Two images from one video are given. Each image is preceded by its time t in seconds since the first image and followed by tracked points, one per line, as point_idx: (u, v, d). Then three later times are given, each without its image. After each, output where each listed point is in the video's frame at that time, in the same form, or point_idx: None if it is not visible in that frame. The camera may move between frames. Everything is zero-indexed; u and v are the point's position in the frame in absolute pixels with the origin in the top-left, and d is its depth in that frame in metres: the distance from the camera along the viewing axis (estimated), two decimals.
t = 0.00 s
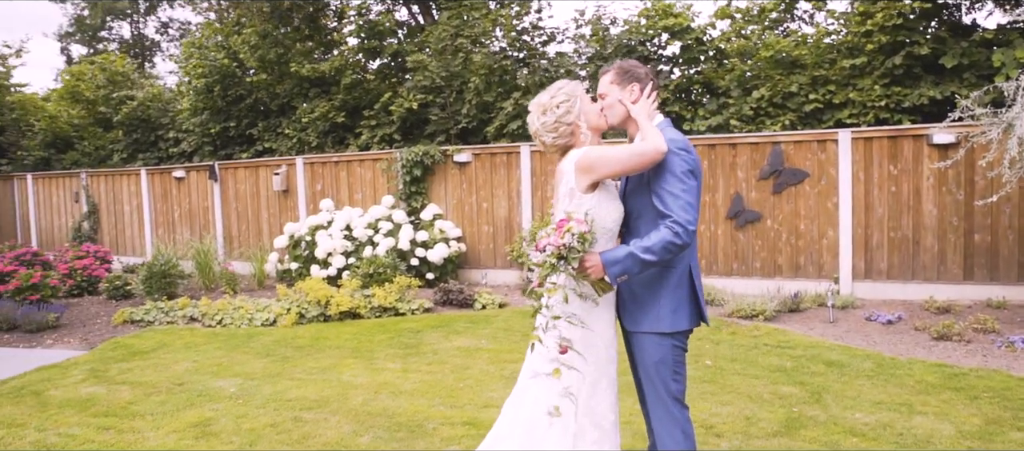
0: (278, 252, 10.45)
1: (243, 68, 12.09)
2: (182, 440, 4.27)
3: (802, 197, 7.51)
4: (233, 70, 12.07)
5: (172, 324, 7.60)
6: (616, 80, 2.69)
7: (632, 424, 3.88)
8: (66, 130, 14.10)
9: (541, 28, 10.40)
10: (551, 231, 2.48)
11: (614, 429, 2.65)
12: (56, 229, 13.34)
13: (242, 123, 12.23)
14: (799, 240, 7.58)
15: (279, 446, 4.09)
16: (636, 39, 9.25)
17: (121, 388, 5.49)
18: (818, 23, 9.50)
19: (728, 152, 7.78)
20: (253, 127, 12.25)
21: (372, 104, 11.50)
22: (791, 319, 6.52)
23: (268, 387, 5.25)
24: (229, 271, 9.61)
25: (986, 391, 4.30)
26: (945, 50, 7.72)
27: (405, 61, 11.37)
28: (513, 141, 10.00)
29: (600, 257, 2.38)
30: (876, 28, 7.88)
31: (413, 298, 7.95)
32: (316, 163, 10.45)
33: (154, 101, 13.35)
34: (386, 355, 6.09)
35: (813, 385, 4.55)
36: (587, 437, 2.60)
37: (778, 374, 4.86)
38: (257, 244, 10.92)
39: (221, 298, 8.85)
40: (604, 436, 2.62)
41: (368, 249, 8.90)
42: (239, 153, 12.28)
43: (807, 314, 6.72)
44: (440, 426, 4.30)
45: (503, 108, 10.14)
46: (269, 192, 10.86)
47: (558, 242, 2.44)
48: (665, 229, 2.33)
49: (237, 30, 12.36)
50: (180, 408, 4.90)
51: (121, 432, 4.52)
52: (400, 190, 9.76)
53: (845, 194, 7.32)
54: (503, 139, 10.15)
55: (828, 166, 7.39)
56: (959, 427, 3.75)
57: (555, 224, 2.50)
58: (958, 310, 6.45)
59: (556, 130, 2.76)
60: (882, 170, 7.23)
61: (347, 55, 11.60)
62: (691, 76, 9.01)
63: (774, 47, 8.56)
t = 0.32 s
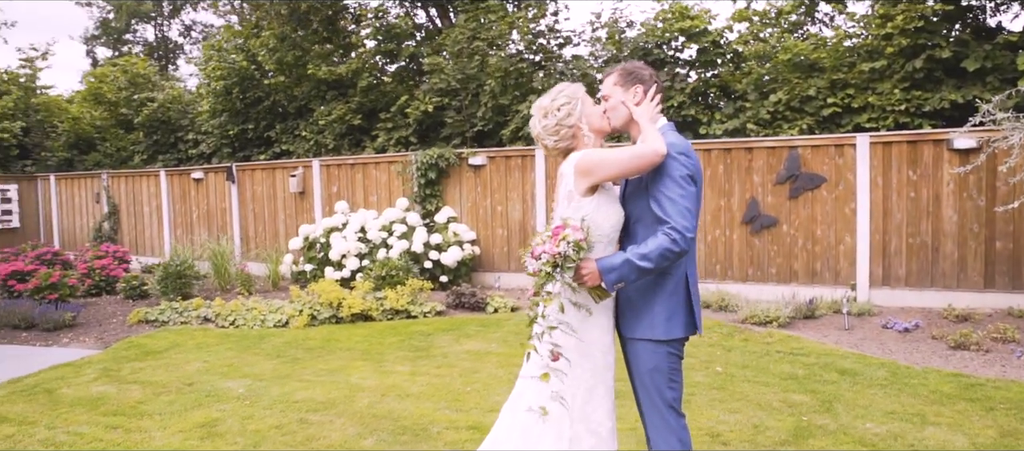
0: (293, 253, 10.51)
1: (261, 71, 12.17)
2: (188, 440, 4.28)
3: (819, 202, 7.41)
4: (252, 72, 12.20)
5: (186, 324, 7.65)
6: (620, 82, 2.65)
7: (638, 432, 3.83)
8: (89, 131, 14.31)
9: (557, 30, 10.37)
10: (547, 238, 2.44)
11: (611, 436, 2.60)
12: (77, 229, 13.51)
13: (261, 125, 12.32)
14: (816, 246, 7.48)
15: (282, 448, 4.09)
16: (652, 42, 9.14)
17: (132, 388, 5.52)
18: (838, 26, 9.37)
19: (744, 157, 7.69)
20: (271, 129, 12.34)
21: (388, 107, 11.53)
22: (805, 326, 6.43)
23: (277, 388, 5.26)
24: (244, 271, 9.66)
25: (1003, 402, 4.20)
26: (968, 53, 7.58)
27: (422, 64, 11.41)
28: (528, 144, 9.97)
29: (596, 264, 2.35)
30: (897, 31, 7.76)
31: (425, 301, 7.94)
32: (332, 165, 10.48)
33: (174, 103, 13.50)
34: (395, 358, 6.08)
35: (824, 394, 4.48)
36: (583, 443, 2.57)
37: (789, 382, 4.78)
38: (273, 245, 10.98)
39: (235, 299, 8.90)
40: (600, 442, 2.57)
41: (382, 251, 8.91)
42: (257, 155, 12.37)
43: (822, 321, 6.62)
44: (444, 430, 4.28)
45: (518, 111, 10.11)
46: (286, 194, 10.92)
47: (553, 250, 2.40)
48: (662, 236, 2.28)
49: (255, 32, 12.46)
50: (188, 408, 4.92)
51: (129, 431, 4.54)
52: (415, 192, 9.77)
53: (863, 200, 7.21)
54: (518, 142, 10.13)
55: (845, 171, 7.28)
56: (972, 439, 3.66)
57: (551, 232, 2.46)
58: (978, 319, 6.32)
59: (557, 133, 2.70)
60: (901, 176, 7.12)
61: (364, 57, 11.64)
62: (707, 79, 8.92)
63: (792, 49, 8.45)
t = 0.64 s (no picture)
0: (307, 254, 10.55)
1: (278, 72, 12.25)
2: (193, 439, 4.29)
3: (835, 206, 7.31)
4: (269, 74, 12.28)
5: (199, 324, 7.70)
6: (620, 82, 2.60)
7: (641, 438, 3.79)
8: (109, 132, 14.51)
9: (573, 33, 10.34)
10: (540, 240, 2.41)
11: (607, 442, 2.56)
12: (97, 228, 13.66)
13: (277, 126, 12.38)
14: (831, 251, 7.37)
15: (285, 448, 4.08)
16: (667, 44, 9.05)
17: (141, 386, 5.56)
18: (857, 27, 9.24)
19: (759, 160, 7.61)
20: (288, 130, 12.41)
21: (403, 108, 11.56)
22: (819, 332, 6.33)
23: (284, 388, 5.26)
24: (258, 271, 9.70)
25: (1018, 412, 4.10)
26: (989, 55, 7.44)
27: (437, 66, 11.42)
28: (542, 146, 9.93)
29: (591, 267, 2.31)
30: (916, 33, 7.64)
31: (437, 303, 7.93)
32: (347, 166, 10.51)
33: (192, 104, 13.64)
34: (404, 360, 6.07)
35: (834, 401, 4.40)
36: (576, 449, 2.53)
37: (799, 388, 4.70)
38: (288, 246, 11.03)
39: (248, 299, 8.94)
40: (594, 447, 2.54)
41: (395, 253, 8.91)
42: (274, 156, 12.44)
43: (836, 327, 6.52)
44: (447, 433, 4.25)
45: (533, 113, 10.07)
46: (301, 195, 10.97)
47: (547, 252, 2.36)
48: (658, 240, 2.24)
49: (273, 34, 12.54)
50: (195, 407, 4.93)
51: (135, 429, 4.57)
52: (428, 194, 9.77)
53: (880, 204, 7.10)
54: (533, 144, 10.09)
55: (862, 175, 7.17)
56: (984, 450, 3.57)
57: (545, 233, 2.42)
58: (997, 326, 6.19)
59: (556, 134, 2.65)
60: (918, 180, 6.99)
61: (381, 59, 11.66)
62: (723, 82, 8.84)
63: (809, 51, 8.34)
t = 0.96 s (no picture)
0: (321, 254, 10.60)
1: (295, 73, 12.33)
2: (198, 437, 4.30)
3: (850, 209, 7.21)
4: (285, 74, 12.36)
5: (211, 323, 7.75)
6: (622, 81, 2.56)
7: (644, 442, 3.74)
8: (130, 132, 14.68)
9: (587, 33, 10.29)
10: (533, 241, 2.37)
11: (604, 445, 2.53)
12: (117, 227, 13.81)
13: (294, 126, 12.44)
14: (847, 254, 7.27)
15: (288, 447, 4.08)
16: (681, 45, 8.97)
17: (151, 384, 5.59)
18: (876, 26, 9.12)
19: (774, 162, 7.53)
20: (304, 130, 12.47)
21: (418, 109, 11.57)
22: (832, 336, 6.24)
23: (291, 388, 5.27)
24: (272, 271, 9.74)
25: None
26: (1011, 56, 7.30)
27: (452, 66, 11.42)
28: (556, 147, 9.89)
29: (585, 270, 2.28)
30: (935, 33, 7.52)
31: (448, 304, 7.91)
32: (362, 166, 10.54)
33: (210, 105, 13.76)
34: (412, 360, 6.07)
35: (844, 407, 4.33)
36: None
37: (809, 394, 4.63)
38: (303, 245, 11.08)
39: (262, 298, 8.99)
40: None
41: (407, 253, 8.90)
42: (291, 156, 12.51)
43: (850, 331, 6.42)
44: (451, 434, 4.23)
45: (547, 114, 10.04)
46: (317, 195, 11.02)
47: (539, 254, 2.33)
48: (653, 243, 2.19)
49: (290, 35, 12.63)
50: (202, 405, 4.95)
51: (142, 427, 4.59)
52: (442, 195, 9.77)
53: (897, 208, 7.00)
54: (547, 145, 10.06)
55: (878, 177, 7.07)
56: None
57: (538, 234, 2.39)
58: (1016, 332, 6.06)
59: (553, 134, 2.62)
60: (936, 183, 6.88)
61: (396, 59, 11.68)
62: (738, 83, 8.75)
63: (826, 52, 8.22)
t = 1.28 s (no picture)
0: (335, 253, 10.64)
1: (312, 73, 12.40)
2: (204, 434, 4.32)
3: (866, 210, 7.11)
4: (302, 73, 12.43)
5: (225, 320, 7.81)
6: (635, 76, 2.37)
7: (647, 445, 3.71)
8: (150, 131, 14.85)
9: (602, 32, 10.24)
10: (526, 246, 2.37)
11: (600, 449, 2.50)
12: (136, 226, 13.97)
13: (310, 125, 12.51)
14: (862, 256, 7.18)
15: (292, 446, 4.09)
16: (696, 44, 8.88)
17: (162, 381, 5.64)
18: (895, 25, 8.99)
19: (789, 162, 7.46)
20: (320, 129, 12.53)
21: (433, 108, 11.57)
22: (846, 339, 6.15)
23: (299, 386, 5.29)
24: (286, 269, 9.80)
25: None
26: None
27: (467, 66, 11.41)
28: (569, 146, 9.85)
29: (578, 275, 2.25)
30: (955, 32, 7.40)
31: (459, 303, 7.89)
32: (377, 165, 10.56)
33: (228, 104, 13.89)
34: (421, 359, 6.06)
35: (853, 411, 4.26)
36: None
37: (819, 397, 4.57)
38: (318, 245, 11.14)
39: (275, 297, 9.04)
40: None
41: (420, 252, 8.90)
42: (307, 155, 12.58)
43: (864, 334, 6.33)
44: (455, 434, 4.22)
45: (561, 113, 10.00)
46: (332, 194, 11.07)
47: (532, 259, 2.32)
48: (648, 249, 2.16)
49: (307, 34, 12.72)
50: (211, 403, 4.98)
51: (151, 423, 4.62)
52: (456, 194, 9.77)
53: (914, 209, 6.89)
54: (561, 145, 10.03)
55: (895, 178, 6.97)
56: None
57: (531, 238, 2.38)
58: None
59: (549, 132, 2.60)
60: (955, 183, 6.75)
61: (412, 59, 11.70)
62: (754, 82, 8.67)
63: (842, 51, 8.12)
